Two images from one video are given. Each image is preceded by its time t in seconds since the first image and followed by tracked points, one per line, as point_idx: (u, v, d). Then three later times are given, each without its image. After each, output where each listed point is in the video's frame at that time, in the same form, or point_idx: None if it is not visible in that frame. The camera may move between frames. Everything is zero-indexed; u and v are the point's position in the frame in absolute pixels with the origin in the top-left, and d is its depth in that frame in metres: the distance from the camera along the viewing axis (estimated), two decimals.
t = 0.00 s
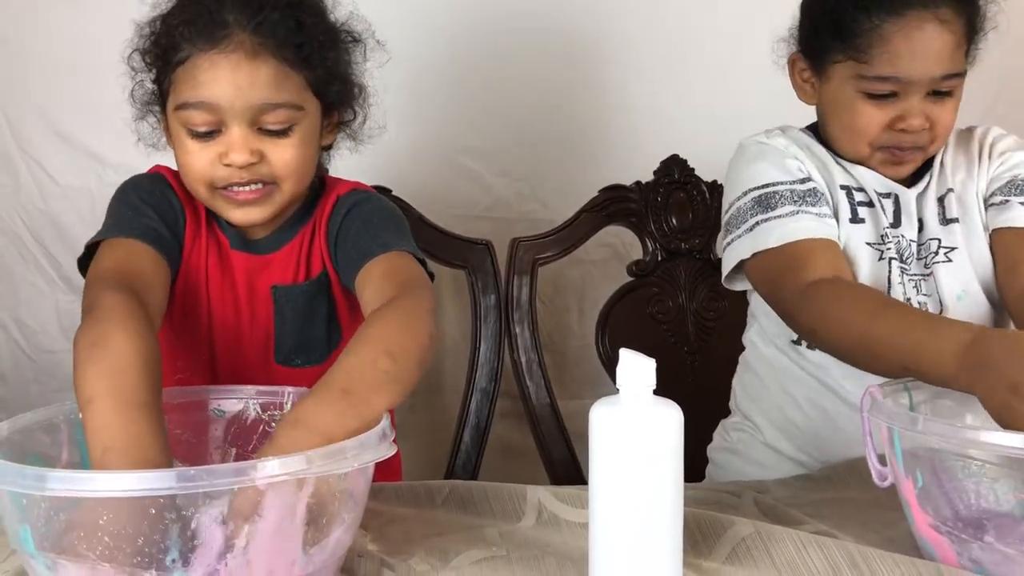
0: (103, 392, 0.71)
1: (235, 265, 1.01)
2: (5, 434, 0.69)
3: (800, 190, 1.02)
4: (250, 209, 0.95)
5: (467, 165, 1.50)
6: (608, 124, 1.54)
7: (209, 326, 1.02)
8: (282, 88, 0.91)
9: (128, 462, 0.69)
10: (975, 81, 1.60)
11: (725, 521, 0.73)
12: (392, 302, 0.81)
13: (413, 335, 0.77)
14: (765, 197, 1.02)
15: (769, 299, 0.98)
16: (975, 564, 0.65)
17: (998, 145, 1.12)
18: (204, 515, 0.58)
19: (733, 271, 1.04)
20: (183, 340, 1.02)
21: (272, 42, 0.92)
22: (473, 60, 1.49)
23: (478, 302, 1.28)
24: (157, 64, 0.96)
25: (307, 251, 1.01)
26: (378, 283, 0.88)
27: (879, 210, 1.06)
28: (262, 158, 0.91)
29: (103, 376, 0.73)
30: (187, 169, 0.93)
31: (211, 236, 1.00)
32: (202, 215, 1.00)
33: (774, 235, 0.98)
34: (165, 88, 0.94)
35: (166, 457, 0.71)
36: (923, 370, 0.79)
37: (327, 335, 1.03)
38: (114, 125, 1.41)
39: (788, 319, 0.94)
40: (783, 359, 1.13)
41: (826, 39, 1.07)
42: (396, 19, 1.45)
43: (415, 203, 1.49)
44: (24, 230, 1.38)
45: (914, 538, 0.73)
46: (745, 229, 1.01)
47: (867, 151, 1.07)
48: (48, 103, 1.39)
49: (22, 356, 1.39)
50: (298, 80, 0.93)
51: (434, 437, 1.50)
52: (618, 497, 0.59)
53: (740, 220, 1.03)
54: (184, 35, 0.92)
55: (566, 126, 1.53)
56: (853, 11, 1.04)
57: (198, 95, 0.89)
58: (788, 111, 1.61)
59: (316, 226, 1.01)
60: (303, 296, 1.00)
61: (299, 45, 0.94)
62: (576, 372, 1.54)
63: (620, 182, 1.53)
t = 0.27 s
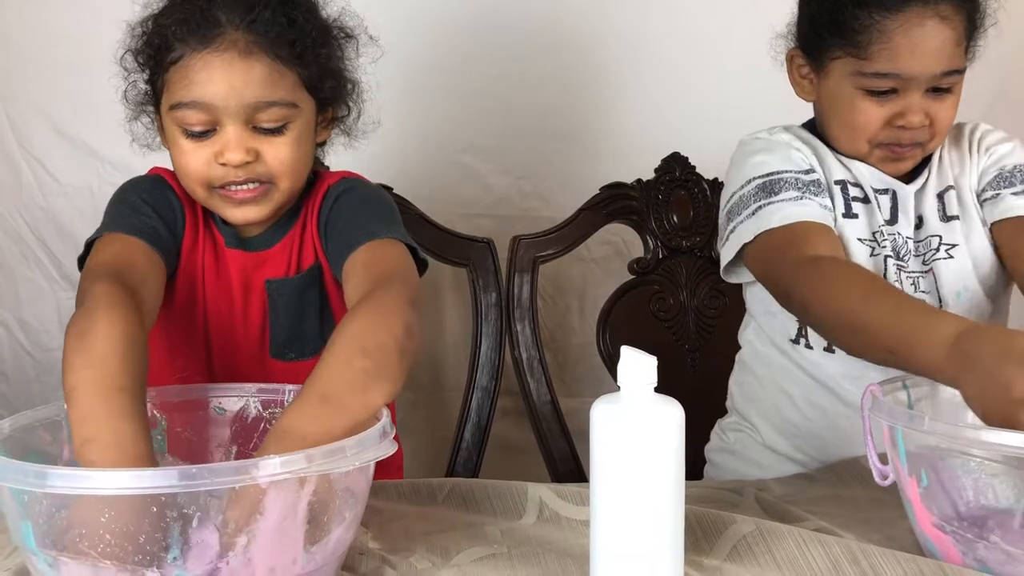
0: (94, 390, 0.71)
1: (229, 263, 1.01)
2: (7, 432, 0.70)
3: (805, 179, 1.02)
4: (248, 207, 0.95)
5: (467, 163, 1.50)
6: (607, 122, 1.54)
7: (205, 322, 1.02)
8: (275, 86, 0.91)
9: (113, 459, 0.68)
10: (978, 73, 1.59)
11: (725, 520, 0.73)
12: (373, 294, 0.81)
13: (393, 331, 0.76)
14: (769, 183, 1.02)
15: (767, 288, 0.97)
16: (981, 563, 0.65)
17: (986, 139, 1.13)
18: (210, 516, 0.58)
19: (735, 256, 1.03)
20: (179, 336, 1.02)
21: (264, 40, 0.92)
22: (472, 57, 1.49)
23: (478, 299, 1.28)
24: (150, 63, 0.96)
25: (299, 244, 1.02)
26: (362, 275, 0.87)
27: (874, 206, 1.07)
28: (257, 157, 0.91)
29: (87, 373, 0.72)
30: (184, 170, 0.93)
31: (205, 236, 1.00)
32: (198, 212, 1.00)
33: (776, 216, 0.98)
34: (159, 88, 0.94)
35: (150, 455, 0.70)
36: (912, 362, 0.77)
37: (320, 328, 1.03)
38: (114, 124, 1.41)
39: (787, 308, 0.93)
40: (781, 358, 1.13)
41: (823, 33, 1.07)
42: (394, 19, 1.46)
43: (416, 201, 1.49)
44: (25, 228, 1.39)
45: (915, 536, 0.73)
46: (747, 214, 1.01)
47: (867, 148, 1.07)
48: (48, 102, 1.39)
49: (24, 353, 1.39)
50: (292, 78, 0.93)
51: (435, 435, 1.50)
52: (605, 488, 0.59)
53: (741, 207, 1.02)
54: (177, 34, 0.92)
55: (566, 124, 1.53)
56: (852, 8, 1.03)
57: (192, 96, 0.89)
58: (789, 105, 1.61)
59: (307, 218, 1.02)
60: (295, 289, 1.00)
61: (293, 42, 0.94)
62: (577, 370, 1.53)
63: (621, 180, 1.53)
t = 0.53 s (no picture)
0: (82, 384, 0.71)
1: (230, 261, 1.01)
2: (9, 431, 0.70)
3: (801, 179, 1.02)
4: (251, 207, 0.95)
5: (468, 162, 1.50)
6: (607, 121, 1.54)
7: (204, 321, 1.02)
8: (277, 87, 0.91)
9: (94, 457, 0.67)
10: (978, 71, 1.59)
11: (727, 518, 0.73)
12: (370, 293, 0.81)
13: (388, 330, 0.76)
14: (767, 187, 1.02)
15: (771, 285, 0.97)
16: (982, 562, 0.66)
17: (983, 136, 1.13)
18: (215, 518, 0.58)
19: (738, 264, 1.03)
20: (180, 334, 1.02)
21: (264, 42, 0.92)
22: (472, 57, 1.49)
23: (480, 298, 1.27)
24: (153, 64, 0.96)
25: (300, 243, 1.02)
26: (360, 274, 0.87)
27: (871, 203, 1.07)
28: (259, 158, 0.91)
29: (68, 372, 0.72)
30: (186, 171, 0.93)
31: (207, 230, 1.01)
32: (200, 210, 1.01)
33: (776, 218, 0.98)
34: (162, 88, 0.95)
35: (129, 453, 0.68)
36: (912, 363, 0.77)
37: (320, 328, 1.03)
38: (114, 123, 1.41)
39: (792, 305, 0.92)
40: (781, 357, 1.13)
41: (818, 30, 1.07)
42: (393, 19, 1.46)
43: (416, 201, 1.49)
44: (27, 228, 1.39)
45: (916, 535, 0.73)
46: (747, 219, 1.01)
47: (863, 146, 1.07)
48: (48, 102, 1.39)
49: (26, 353, 1.40)
50: (293, 79, 0.93)
51: (436, 434, 1.50)
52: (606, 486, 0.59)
53: (742, 213, 1.02)
54: (178, 37, 0.93)
55: (566, 123, 1.53)
56: (847, 4, 1.03)
57: (194, 97, 0.89)
58: (789, 104, 1.60)
59: (307, 217, 1.01)
60: (294, 287, 1.01)
61: (293, 43, 0.94)
62: (578, 369, 1.53)
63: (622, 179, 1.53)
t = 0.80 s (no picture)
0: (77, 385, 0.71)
1: (233, 259, 1.01)
2: (10, 431, 0.70)
3: (806, 176, 1.01)
4: (259, 207, 0.95)
5: (469, 162, 1.50)
6: (608, 120, 1.54)
7: (207, 320, 1.02)
8: (290, 89, 0.91)
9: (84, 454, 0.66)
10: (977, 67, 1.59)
11: (728, 518, 0.73)
12: (371, 294, 0.81)
13: (384, 330, 0.76)
14: (772, 184, 1.01)
15: (782, 280, 0.96)
16: (984, 561, 0.66)
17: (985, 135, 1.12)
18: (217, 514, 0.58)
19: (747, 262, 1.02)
20: (181, 333, 1.02)
21: (282, 44, 0.92)
22: (473, 56, 1.49)
23: (481, 298, 1.27)
24: (166, 58, 0.96)
25: (302, 242, 1.02)
26: (361, 274, 0.87)
27: (879, 201, 1.06)
28: (270, 160, 0.91)
29: (63, 373, 0.72)
30: (195, 170, 0.93)
31: (212, 226, 1.01)
32: (203, 206, 1.01)
33: (784, 217, 0.97)
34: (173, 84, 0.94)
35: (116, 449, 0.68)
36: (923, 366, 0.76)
37: (320, 326, 1.03)
38: (115, 122, 1.41)
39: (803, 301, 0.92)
40: (783, 356, 1.13)
41: (815, 32, 1.07)
42: (393, 19, 1.46)
43: (417, 201, 1.49)
44: (28, 227, 1.39)
45: (917, 535, 0.73)
46: (754, 218, 1.00)
47: (865, 144, 1.06)
48: (49, 101, 1.39)
49: (27, 352, 1.40)
50: (305, 81, 0.93)
51: (438, 434, 1.50)
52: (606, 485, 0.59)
53: (748, 211, 1.02)
54: (192, 35, 0.93)
55: (567, 122, 1.52)
56: (842, 4, 1.03)
57: (206, 97, 0.89)
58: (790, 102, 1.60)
59: (311, 217, 1.01)
60: (294, 287, 1.01)
61: (308, 47, 0.94)
62: (579, 369, 1.53)
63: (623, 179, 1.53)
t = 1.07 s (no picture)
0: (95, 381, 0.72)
1: (241, 259, 1.01)
2: (13, 431, 0.70)
3: (814, 173, 1.01)
4: (289, 201, 0.95)
5: (472, 163, 1.50)
6: (610, 120, 1.54)
7: (214, 320, 1.02)
8: (329, 81, 0.93)
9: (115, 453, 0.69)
10: (976, 67, 1.59)
11: (730, 519, 0.73)
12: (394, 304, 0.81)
13: (400, 333, 0.76)
14: (778, 181, 1.01)
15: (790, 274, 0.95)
16: (987, 563, 0.65)
17: (988, 136, 1.12)
18: (224, 514, 0.58)
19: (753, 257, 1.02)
20: (187, 332, 1.02)
21: (320, 37, 0.94)
22: (476, 56, 1.49)
23: (483, 299, 1.27)
24: (190, 54, 0.97)
25: (314, 247, 1.02)
26: (386, 283, 0.88)
27: (887, 201, 1.06)
28: (308, 150, 0.93)
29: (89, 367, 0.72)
30: (228, 161, 0.93)
31: (218, 231, 1.00)
32: (209, 205, 1.01)
33: (789, 215, 0.96)
34: (201, 77, 0.95)
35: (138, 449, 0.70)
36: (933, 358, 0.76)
37: (328, 330, 1.03)
38: (119, 122, 1.41)
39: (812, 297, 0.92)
40: (785, 356, 1.13)
41: (816, 19, 1.07)
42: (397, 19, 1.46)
43: (420, 201, 1.49)
44: (30, 227, 1.39)
45: (920, 536, 0.73)
46: (762, 213, 1.00)
47: (871, 130, 1.06)
48: (52, 101, 1.39)
49: (29, 352, 1.40)
50: (341, 77, 0.95)
51: (440, 434, 1.50)
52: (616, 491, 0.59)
53: (755, 206, 1.01)
54: (228, 26, 0.94)
55: (570, 122, 1.53)
56: None
57: (246, 85, 0.91)
58: (790, 102, 1.60)
59: (326, 223, 1.02)
60: (304, 292, 1.01)
61: (342, 43, 0.97)
62: (581, 369, 1.53)
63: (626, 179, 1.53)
